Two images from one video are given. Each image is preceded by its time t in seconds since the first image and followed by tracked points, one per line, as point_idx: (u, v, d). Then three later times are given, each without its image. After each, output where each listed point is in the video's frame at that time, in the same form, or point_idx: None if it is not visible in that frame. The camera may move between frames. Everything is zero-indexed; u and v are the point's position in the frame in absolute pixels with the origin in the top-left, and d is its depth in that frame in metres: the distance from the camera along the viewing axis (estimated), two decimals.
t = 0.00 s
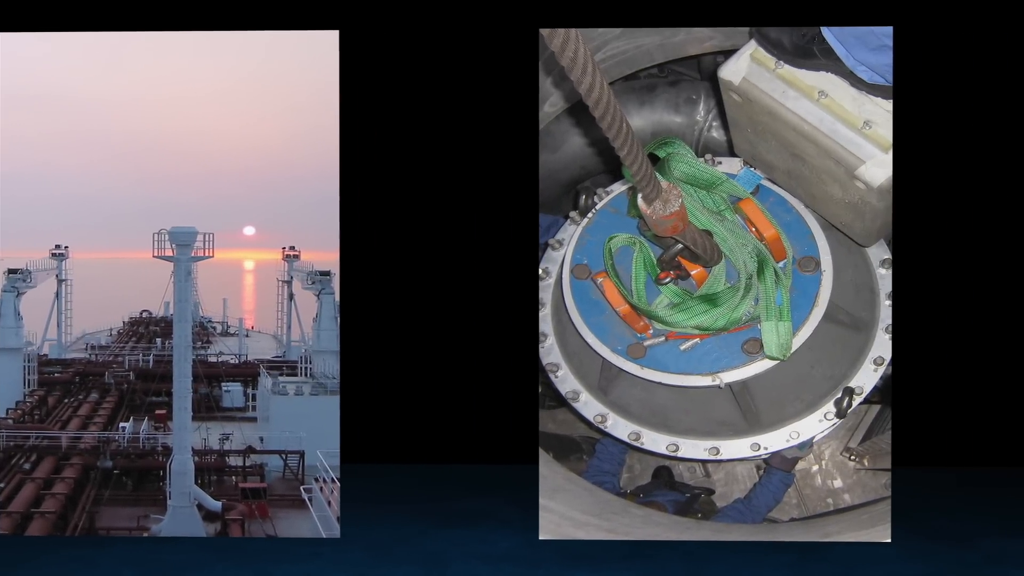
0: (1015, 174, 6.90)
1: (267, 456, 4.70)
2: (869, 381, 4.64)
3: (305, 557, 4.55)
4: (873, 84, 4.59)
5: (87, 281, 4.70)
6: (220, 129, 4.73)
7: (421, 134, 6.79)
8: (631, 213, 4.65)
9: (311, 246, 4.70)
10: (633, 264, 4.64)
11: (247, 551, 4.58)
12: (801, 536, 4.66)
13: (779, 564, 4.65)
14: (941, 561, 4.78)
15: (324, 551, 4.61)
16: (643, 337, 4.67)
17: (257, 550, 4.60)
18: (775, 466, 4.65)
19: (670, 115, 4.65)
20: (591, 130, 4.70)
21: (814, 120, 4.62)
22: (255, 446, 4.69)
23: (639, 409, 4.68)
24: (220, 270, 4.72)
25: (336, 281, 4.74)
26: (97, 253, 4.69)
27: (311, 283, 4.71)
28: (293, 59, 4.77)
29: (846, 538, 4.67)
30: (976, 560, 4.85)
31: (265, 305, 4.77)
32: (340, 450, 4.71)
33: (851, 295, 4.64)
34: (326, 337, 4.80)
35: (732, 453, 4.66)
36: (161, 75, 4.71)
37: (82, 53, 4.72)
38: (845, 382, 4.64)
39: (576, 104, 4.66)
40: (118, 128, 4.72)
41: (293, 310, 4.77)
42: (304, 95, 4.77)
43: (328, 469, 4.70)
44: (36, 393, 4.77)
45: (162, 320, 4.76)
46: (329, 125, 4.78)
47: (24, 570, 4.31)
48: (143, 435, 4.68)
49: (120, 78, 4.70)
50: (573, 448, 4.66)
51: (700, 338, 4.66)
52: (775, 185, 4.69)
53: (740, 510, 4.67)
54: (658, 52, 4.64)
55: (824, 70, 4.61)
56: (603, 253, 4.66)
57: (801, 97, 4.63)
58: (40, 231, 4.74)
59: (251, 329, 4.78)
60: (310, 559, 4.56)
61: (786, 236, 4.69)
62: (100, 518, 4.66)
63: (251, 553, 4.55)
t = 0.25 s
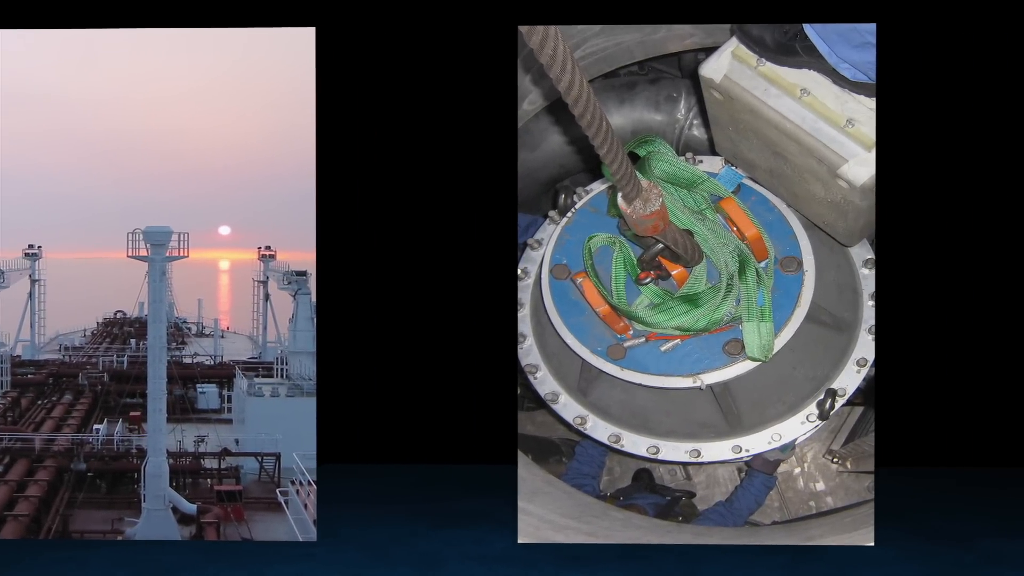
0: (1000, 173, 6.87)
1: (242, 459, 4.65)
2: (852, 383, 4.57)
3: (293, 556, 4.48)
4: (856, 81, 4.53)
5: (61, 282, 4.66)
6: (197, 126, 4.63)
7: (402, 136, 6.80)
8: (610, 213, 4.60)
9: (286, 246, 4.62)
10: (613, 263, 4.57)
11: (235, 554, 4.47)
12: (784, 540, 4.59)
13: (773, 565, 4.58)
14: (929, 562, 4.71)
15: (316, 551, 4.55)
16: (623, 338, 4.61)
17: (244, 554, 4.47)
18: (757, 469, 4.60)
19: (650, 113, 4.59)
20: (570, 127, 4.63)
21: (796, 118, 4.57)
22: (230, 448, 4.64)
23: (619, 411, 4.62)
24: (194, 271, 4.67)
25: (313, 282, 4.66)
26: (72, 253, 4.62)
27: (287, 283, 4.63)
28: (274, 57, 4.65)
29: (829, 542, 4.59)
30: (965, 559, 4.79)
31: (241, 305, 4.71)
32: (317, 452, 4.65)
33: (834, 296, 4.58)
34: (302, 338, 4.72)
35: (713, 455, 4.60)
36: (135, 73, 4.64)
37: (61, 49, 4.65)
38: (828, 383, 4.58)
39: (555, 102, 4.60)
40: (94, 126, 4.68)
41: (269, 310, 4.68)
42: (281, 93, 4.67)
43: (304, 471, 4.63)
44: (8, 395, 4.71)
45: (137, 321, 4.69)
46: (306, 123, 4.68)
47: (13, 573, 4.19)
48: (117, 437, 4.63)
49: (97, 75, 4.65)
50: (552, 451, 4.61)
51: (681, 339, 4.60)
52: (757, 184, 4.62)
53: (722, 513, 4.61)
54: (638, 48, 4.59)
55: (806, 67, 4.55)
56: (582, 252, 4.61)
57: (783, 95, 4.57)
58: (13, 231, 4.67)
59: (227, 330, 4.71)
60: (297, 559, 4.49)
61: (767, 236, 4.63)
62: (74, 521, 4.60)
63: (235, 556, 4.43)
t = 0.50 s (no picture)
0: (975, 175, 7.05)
1: (221, 461, 4.58)
2: (837, 385, 4.52)
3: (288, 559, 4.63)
4: (840, 79, 4.48)
5: (38, 282, 4.60)
6: (175, 127, 4.60)
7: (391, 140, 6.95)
8: (592, 212, 4.55)
9: (266, 246, 4.58)
10: (595, 264, 4.53)
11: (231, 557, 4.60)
12: (765, 543, 4.55)
13: (764, 565, 4.57)
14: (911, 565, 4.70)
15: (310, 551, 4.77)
16: (605, 338, 4.56)
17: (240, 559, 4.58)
18: (740, 471, 4.54)
19: (632, 111, 4.54)
20: (552, 126, 4.57)
21: (780, 117, 4.52)
22: (208, 450, 4.57)
23: (602, 413, 4.57)
24: (172, 271, 4.60)
25: (292, 282, 4.61)
26: (49, 254, 4.59)
27: (265, 284, 4.55)
28: (254, 55, 4.60)
29: (812, 545, 4.54)
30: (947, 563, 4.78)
31: (220, 305, 4.61)
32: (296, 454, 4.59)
33: (819, 297, 4.54)
34: (281, 340, 4.63)
35: (696, 457, 4.54)
36: (112, 72, 4.59)
37: (36, 47, 4.60)
38: (812, 385, 4.53)
39: (537, 100, 4.55)
40: (72, 125, 4.64)
41: (247, 311, 4.59)
42: (260, 91, 4.62)
43: (283, 473, 4.59)
44: None
45: (115, 322, 4.63)
46: (286, 121, 4.64)
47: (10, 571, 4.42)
48: (95, 439, 4.59)
49: (75, 74, 4.62)
50: (533, 453, 4.56)
51: (664, 340, 4.55)
52: (741, 183, 4.57)
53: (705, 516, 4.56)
54: (621, 46, 4.53)
55: (790, 65, 4.50)
56: (564, 252, 4.56)
57: (767, 93, 4.52)
58: None
59: (205, 331, 4.62)
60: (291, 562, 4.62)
61: (751, 236, 4.58)
62: (51, 523, 4.60)
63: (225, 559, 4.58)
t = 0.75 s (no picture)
0: (962, 172, 7.03)
1: (195, 463, 4.52)
2: (819, 386, 4.47)
3: (285, 560, 4.63)
4: (824, 77, 4.42)
5: (10, 282, 4.56)
6: (148, 125, 4.57)
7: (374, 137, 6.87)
8: (571, 212, 4.49)
9: (241, 245, 4.53)
10: (575, 263, 4.46)
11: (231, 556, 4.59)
12: (746, 546, 4.51)
13: (759, 566, 4.55)
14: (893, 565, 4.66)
15: (305, 552, 4.79)
16: (585, 340, 4.50)
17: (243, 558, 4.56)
18: (722, 474, 4.49)
19: (611, 109, 4.50)
20: (531, 124, 4.52)
21: (762, 115, 4.45)
22: (183, 452, 4.52)
23: (581, 415, 4.52)
24: (146, 270, 4.55)
25: (268, 282, 4.53)
26: (22, 253, 4.56)
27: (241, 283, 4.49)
28: (227, 51, 4.57)
29: (794, 548, 4.49)
30: (931, 562, 4.73)
31: (195, 306, 4.56)
32: (272, 456, 4.54)
33: (801, 297, 4.48)
34: (257, 340, 4.56)
35: (677, 459, 4.49)
36: (87, 71, 4.56)
37: (6, 45, 4.54)
38: (794, 386, 4.47)
39: (515, 98, 4.48)
40: (44, 123, 4.58)
41: (223, 312, 4.53)
42: (235, 89, 4.57)
43: (259, 476, 4.54)
44: None
45: (89, 322, 4.56)
46: (262, 120, 4.60)
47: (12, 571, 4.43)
48: (69, 441, 4.54)
49: (48, 72, 4.57)
50: (512, 455, 4.51)
51: (644, 341, 4.49)
52: (722, 182, 4.53)
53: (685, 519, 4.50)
54: (600, 44, 4.48)
55: (772, 62, 4.44)
56: (543, 252, 4.50)
57: (748, 91, 4.45)
58: None
59: (180, 332, 4.57)
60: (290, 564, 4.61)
61: (732, 235, 4.52)
62: (24, 527, 4.55)
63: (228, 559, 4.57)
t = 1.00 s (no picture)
0: (960, 171, 6.79)
1: (174, 465, 4.47)
2: (803, 388, 4.43)
3: (284, 562, 4.51)
4: (807, 75, 4.37)
5: None
6: (125, 123, 4.52)
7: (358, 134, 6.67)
8: (552, 212, 4.45)
9: (219, 245, 4.52)
10: (557, 263, 4.41)
11: (234, 561, 4.45)
12: (729, 549, 4.45)
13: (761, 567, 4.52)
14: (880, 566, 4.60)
15: (300, 554, 4.65)
16: (567, 341, 4.46)
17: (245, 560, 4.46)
18: (705, 476, 4.45)
19: (594, 108, 4.47)
20: (512, 123, 4.48)
21: (745, 114, 4.41)
22: (161, 454, 4.47)
23: (563, 416, 4.48)
24: (124, 270, 4.48)
25: (246, 282, 4.54)
26: None
27: (219, 284, 4.49)
28: (205, 50, 4.54)
29: (778, 551, 4.44)
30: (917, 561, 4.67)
31: (173, 306, 4.52)
32: (251, 458, 4.53)
33: (785, 298, 4.43)
34: (235, 341, 4.58)
35: (660, 462, 4.45)
36: (64, 69, 4.50)
37: None
38: (778, 388, 4.43)
39: (496, 97, 4.45)
40: (20, 120, 4.52)
41: (201, 312, 4.52)
42: (212, 89, 4.53)
43: (238, 478, 4.53)
44: None
45: (66, 322, 4.49)
46: (239, 119, 4.57)
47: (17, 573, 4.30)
48: (46, 443, 4.44)
49: (23, 70, 4.50)
50: (493, 457, 4.45)
51: (626, 342, 4.45)
52: (705, 181, 4.48)
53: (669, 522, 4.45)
54: (582, 41, 4.43)
55: (756, 60, 4.39)
56: (524, 252, 4.46)
57: (732, 89, 4.41)
58: None
59: (158, 332, 4.52)
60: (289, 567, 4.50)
61: (716, 235, 4.48)
62: None
63: (231, 562, 4.43)
